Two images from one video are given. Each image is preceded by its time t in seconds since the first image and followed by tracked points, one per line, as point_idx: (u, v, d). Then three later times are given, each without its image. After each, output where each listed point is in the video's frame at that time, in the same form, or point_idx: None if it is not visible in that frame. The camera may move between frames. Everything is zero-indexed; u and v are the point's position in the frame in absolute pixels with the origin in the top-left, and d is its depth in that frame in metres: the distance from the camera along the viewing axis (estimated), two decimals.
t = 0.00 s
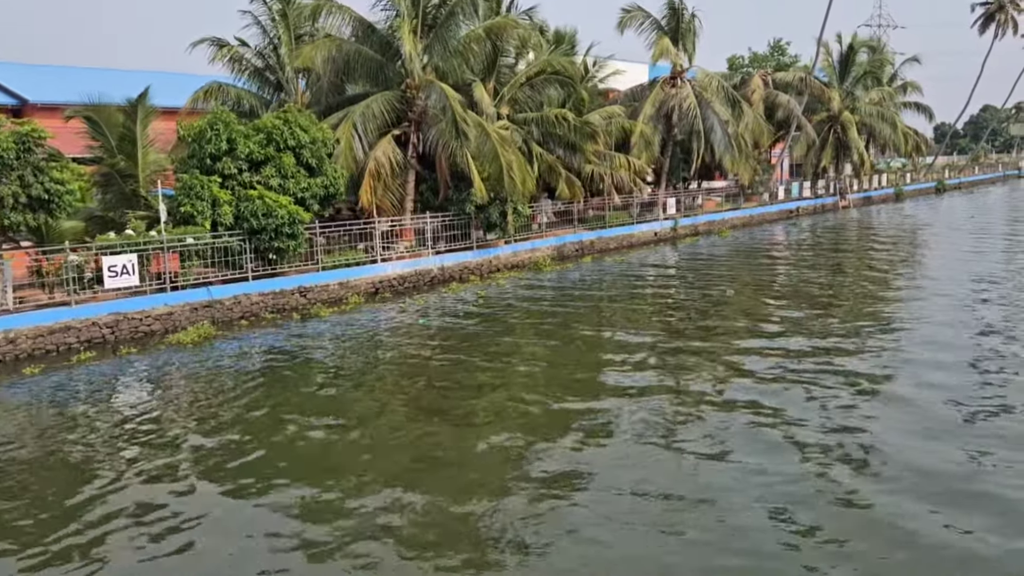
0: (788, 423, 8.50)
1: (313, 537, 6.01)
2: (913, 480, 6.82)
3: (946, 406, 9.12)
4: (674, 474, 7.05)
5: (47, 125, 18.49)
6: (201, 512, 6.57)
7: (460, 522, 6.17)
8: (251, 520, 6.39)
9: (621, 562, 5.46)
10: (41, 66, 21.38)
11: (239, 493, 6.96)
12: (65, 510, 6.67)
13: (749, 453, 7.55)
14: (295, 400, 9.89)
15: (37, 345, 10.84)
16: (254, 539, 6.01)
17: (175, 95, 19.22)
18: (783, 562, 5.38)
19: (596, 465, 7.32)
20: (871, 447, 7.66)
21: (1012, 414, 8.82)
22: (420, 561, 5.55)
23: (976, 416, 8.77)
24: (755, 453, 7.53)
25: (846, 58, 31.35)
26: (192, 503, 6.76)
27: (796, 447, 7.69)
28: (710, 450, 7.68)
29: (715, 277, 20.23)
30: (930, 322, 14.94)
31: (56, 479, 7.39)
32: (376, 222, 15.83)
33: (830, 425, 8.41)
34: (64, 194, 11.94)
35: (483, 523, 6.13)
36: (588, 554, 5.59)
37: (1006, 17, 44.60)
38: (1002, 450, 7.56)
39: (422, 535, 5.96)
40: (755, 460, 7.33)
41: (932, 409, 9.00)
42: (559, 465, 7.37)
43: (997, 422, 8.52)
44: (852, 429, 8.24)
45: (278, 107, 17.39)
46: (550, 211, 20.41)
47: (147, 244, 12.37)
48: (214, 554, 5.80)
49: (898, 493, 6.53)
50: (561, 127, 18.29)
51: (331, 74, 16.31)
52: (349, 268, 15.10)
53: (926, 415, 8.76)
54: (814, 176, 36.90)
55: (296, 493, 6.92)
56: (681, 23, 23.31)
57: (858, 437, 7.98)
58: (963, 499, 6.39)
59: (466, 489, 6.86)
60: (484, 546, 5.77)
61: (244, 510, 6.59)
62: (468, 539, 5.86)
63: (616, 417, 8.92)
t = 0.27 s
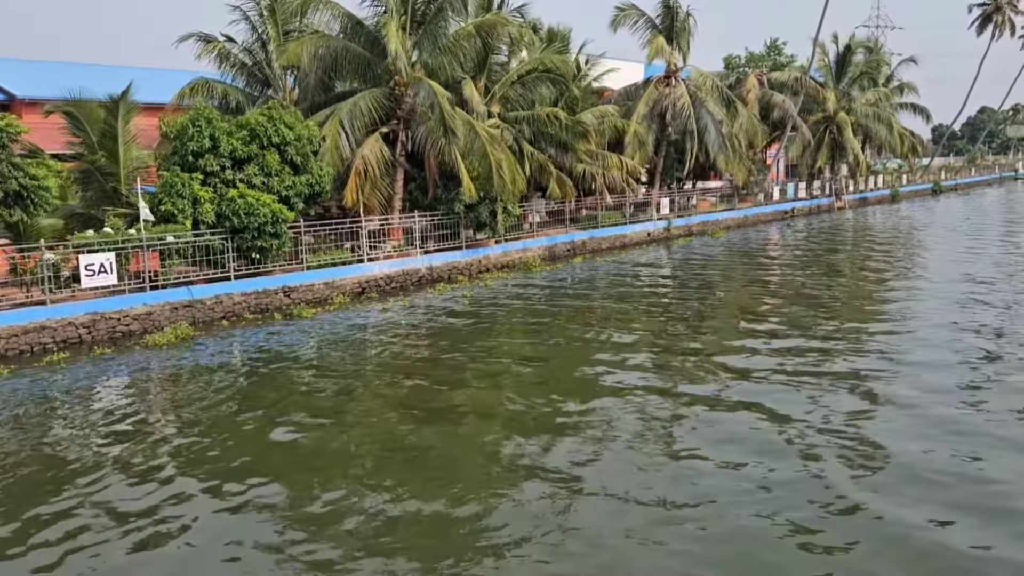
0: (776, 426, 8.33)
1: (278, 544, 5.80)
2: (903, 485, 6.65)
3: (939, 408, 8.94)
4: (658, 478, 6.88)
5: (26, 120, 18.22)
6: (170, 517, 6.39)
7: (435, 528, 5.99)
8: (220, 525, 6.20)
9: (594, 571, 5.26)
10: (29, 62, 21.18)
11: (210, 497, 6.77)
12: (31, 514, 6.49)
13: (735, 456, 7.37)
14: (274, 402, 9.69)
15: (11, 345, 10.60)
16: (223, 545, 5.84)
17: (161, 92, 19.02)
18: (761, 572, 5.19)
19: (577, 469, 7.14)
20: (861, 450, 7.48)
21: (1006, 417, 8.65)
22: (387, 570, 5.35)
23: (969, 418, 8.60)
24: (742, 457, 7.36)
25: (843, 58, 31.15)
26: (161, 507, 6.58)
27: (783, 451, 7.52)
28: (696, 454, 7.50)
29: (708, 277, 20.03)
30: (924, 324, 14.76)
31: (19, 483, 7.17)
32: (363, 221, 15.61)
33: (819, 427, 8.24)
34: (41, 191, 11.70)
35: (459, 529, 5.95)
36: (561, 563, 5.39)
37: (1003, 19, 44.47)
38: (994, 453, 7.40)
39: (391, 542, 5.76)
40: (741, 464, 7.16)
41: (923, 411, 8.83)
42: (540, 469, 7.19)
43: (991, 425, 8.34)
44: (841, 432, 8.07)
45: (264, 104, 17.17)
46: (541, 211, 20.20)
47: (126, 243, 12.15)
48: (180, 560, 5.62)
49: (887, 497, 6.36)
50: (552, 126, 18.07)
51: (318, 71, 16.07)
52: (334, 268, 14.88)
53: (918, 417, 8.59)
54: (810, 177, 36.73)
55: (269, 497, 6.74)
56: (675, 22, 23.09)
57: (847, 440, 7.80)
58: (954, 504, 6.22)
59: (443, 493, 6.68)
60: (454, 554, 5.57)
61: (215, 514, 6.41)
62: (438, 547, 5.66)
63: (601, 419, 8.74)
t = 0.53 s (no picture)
0: (765, 430, 8.14)
1: (242, 556, 5.60)
2: (893, 492, 6.47)
3: (931, 412, 8.76)
4: (640, 486, 6.68)
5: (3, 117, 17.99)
6: (136, 525, 6.19)
7: (409, 537, 5.81)
8: (188, 534, 6.00)
9: None
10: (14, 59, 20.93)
11: (180, 504, 6.57)
12: None
13: (721, 462, 7.19)
14: (253, 405, 9.48)
15: None
16: (186, 556, 5.63)
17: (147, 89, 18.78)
18: None
19: (558, 476, 6.95)
20: (850, 456, 7.31)
21: (999, 421, 8.47)
22: None
23: (962, 422, 8.42)
24: (727, 464, 7.15)
25: (838, 59, 30.97)
26: (129, 515, 6.37)
27: (771, 456, 7.34)
28: (681, 460, 7.31)
29: (700, 279, 19.83)
30: (917, 326, 14.58)
31: None
32: (349, 221, 15.40)
33: (807, 433, 8.04)
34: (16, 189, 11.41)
35: (434, 539, 5.76)
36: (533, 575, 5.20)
37: (999, 20, 44.36)
38: (987, 459, 7.22)
39: (359, 554, 5.56)
40: (728, 470, 6.98)
41: (915, 415, 8.65)
42: (521, 476, 6.99)
43: (984, 429, 8.17)
44: (830, 438, 7.88)
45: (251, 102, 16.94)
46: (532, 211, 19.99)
47: (104, 242, 11.91)
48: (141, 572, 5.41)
49: (877, 505, 6.18)
50: (543, 126, 17.86)
51: (305, 69, 15.86)
52: (320, 268, 14.67)
53: (909, 421, 8.42)
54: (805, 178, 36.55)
55: (241, 504, 6.54)
56: (669, 21, 22.90)
57: (837, 444, 7.62)
58: (944, 512, 6.04)
59: (420, 500, 6.49)
60: (423, 566, 5.37)
61: (185, 521, 6.22)
62: (407, 559, 5.46)
63: (586, 423, 8.54)
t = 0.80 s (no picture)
0: (754, 433, 7.96)
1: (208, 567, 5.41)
2: (884, 498, 6.30)
3: (924, 415, 8.58)
4: (623, 492, 6.51)
5: None
6: (105, 534, 6.00)
7: (384, 547, 5.63)
8: (157, 543, 5.81)
9: None
10: None
11: (152, 512, 6.38)
12: None
13: (709, 467, 7.01)
14: (233, 409, 9.28)
15: None
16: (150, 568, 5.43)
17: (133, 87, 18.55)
18: None
19: (541, 482, 6.77)
20: (842, 460, 7.13)
21: (994, 424, 8.30)
22: None
23: (956, 425, 8.25)
24: (714, 469, 6.98)
25: (834, 59, 30.76)
26: (98, 523, 6.19)
27: (760, 460, 7.16)
28: (668, 465, 7.13)
29: (694, 281, 19.64)
30: (912, 328, 14.42)
31: None
32: (336, 222, 15.21)
33: (795, 436, 7.87)
34: None
35: (410, 548, 5.58)
36: None
37: (996, 21, 44.26)
38: (982, 462, 7.05)
39: (329, 566, 5.37)
40: (715, 475, 6.80)
41: (909, 417, 8.48)
42: (500, 481, 6.82)
43: (978, 431, 8.00)
44: (818, 440, 7.70)
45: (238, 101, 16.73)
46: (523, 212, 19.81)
47: (84, 244, 11.70)
48: None
49: (868, 511, 6.01)
50: (534, 126, 17.68)
51: (292, 68, 15.68)
52: (306, 270, 14.48)
53: (902, 424, 8.24)
54: (801, 179, 36.39)
55: (214, 512, 6.35)
56: (663, 21, 22.72)
57: (828, 448, 7.45)
58: (935, 519, 5.87)
59: (398, 507, 6.32)
60: None
61: (153, 530, 6.04)
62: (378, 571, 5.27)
63: (571, 427, 8.35)
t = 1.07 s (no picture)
0: (743, 438, 7.74)
1: None
2: (877, 507, 6.08)
3: (919, 419, 8.36)
4: (605, 501, 6.27)
5: None
6: (66, 547, 5.76)
7: (354, 562, 5.39)
8: (119, 557, 5.57)
9: None
10: None
11: (116, 523, 6.13)
12: None
13: (696, 475, 6.78)
14: (209, 415, 9.04)
15: None
16: None
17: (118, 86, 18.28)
18: None
19: (522, 491, 6.53)
20: (834, 467, 6.90)
21: (991, 428, 8.08)
22: None
23: (952, 429, 8.03)
24: (700, 476, 6.75)
25: (830, 59, 30.45)
26: (60, 535, 5.94)
27: (749, 467, 6.93)
28: (654, 472, 6.90)
29: (688, 283, 19.41)
30: (907, 330, 14.19)
31: None
32: (323, 224, 14.98)
33: (785, 441, 7.64)
34: None
35: (383, 563, 5.35)
36: None
37: (992, 21, 44.09)
38: (978, 468, 6.83)
39: None
40: (703, 483, 6.58)
41: (902, 422, 8.26)
42: (479, 490, 6.58)
43: (974, 435, 7.78)
44: (808, 446, 7.47)
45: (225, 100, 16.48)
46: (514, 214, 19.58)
47: (61, 246, 11.45)
48: None
49: (860, 521, 5.78)
50: (525, 126, 17.46)
51: (278, 67, 15.44)
52: (291, 272, 14.25)
53: (897, 428, 8.02)
54: (797, 179, 36.18)
55: (181, 523, 6.12)
56: (656, 20, 22.51)
57: (820, 454, 7.22)
58: (928, 529, 5.64)
59: (373, 518, 6.09)
60: None
61: (115, 542, 5.80)
62: None
63: (556, 433, 8.11)
